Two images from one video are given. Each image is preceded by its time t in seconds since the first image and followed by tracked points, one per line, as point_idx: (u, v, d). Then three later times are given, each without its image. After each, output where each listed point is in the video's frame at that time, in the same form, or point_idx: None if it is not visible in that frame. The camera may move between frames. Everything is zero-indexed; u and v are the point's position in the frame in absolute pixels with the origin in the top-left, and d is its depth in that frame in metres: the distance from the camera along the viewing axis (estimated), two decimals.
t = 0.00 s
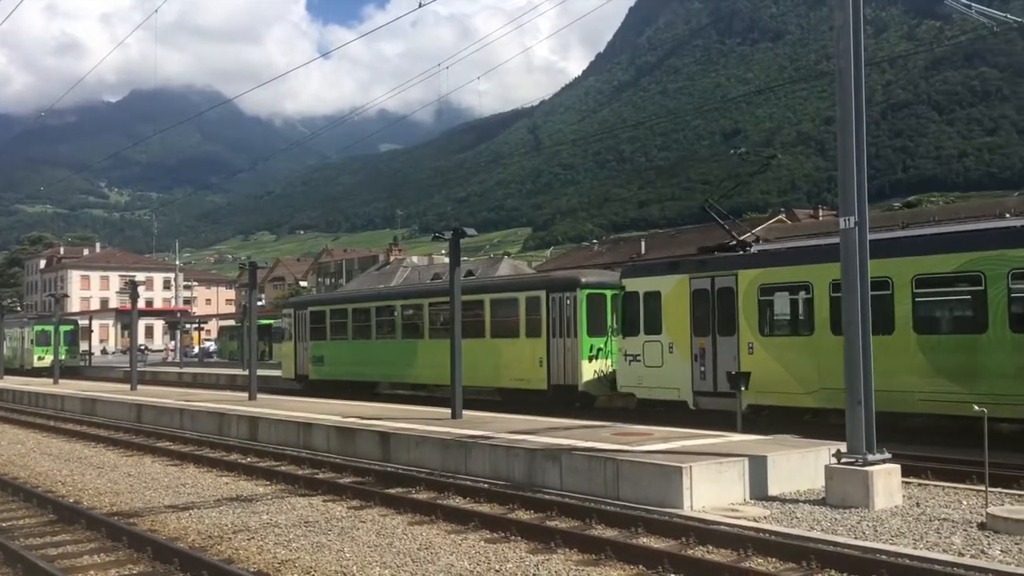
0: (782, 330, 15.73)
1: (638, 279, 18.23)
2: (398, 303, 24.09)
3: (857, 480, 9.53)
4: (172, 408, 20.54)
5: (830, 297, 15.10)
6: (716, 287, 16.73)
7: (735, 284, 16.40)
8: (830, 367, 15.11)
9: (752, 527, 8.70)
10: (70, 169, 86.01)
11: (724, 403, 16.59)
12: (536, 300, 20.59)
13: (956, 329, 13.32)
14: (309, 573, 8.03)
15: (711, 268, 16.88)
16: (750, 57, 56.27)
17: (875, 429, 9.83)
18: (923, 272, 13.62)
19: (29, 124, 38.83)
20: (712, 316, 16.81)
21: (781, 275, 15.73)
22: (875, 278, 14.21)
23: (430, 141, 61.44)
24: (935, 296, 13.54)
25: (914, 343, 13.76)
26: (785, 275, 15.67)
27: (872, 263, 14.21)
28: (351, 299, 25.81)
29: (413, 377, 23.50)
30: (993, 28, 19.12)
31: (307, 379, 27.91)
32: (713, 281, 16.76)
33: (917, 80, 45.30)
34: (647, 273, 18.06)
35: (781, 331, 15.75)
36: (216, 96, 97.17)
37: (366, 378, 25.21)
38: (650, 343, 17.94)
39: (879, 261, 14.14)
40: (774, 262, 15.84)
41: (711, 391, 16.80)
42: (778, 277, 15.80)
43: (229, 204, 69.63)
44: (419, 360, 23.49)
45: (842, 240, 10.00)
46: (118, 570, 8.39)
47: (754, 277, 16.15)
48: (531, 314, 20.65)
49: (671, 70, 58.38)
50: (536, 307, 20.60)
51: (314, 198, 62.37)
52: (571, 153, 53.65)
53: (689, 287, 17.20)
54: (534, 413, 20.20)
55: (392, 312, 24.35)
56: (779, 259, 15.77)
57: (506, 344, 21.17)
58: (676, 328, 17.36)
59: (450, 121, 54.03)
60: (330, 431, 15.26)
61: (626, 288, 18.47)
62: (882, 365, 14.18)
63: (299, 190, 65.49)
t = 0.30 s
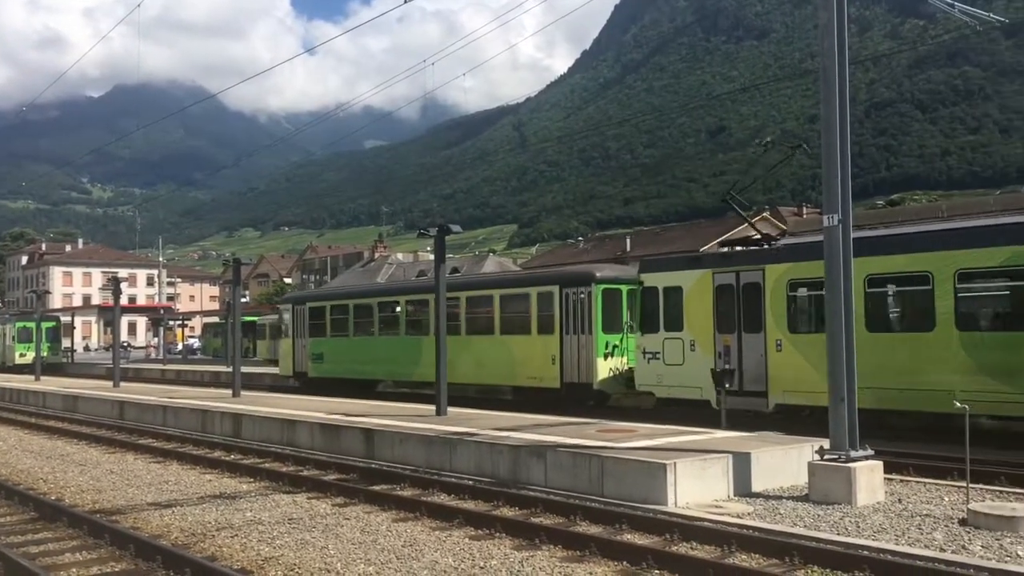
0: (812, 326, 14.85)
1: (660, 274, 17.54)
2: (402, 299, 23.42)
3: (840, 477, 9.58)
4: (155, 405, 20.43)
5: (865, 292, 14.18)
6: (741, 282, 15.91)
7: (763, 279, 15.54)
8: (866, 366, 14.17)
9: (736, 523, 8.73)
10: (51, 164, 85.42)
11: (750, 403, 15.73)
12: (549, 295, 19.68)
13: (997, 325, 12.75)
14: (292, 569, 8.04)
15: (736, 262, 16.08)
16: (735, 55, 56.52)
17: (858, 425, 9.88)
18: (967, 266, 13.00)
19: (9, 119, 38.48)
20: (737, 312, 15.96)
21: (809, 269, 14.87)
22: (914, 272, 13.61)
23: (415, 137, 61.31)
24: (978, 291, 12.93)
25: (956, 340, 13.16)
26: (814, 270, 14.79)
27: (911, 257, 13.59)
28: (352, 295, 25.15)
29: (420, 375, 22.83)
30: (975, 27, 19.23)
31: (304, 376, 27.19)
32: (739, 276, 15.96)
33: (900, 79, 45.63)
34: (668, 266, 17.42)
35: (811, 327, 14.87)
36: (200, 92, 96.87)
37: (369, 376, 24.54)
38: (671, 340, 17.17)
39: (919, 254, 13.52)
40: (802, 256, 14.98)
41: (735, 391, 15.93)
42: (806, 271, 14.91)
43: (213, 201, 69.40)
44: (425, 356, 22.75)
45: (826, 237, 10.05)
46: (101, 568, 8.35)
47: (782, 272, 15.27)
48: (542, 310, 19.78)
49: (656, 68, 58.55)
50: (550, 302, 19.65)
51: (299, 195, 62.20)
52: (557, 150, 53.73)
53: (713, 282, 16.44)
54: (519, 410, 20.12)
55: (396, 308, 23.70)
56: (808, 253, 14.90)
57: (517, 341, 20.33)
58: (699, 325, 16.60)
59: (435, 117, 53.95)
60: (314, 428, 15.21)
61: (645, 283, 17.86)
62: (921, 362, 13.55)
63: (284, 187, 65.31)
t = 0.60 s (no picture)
0: (842, 323, 14.36)
1: (677, 269, 17.06)
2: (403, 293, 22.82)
3: (817, 473, 9.67)
4: (134, 400, 20.33)
5: (898, 287, 13.66)
6: (766, 277, 15.44)
7: (789, 274, 15.08)
8: (895, 364, 13.69)
9: (714, 519, 8.79)
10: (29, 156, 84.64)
11: (774, 402, 15.24)
12: (559, 290, 19.23)
13: None
14: (270, 565, 8.02)
15: (760, 256, 15.62)
16: (717, 53, 56.71)
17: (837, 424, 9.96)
18: (1009, 261, 12.45)
19: None
20: (761, 308, 15.48)
21: (839, 264, 14.36)
22: (952, 267, 13.06)
23: (398, 132, 61.17)
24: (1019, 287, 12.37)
25: (994, 338, 12.59)
26: (846, 264, 14.29)
27: (950, 251, 13.03)
28: (351, 289, 24.57)
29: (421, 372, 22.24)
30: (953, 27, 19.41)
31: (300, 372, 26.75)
32: (763, 271, 15.50)
33: (880, 79, 45.95)
34: (685, 261, 16.96)
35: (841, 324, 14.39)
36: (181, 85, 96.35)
37: (368, 372, 23.94)
38: (689, 336, 16.71)
39: (957, 249, 12.96)
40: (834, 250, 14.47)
41: (759, 390, 15.48)
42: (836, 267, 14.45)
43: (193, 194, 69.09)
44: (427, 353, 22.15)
45: (806, 234, 10.11)
46: (78, 563, 8.30)
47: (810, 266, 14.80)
48: (551, 307, 19.31)
49: (639, 65, 58.63)
50: (560, 297, 19.20)
51: (280, 189, 61.97)
52: (540, 147, 53.74)
53: (736, 277, 15.96)
54: (502, 406, 20.11)
55: (396, 303, 23.09)
56: (840, 248, 14.39)
57: (525, 337, 19.83)
58: (720, 321, 16.13)
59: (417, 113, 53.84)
60: (294, 423, 15.17)
61: (661, 278, 17.40)
62: (956, 362, 13.00)
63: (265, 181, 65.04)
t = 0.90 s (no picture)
0: (868, 321, 13.80)
1: (691, 265, 16.29)
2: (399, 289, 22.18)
3: (789, 470, 9.74)
4: (104, 397, 20.12)
5: (929, 285, 13.10)
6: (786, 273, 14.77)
7: (811, 270, 14.43)
8: (924, 365, 13.18)
9: (688, 517, 8.83)
10: None
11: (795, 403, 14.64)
12: (565, 286, 18.67)
13: None
14: (242, 564, 7.96)
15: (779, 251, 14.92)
16: (693, 53, 56.96)
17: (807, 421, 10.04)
18: None
19: None
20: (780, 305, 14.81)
21: (865, 260, 13.79)
22: (988, 265, 12.54)
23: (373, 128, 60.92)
24: None
25: None
26: (871, 261, 13.71)
27: (986, 248, 12.51)
28: (343, 285, 23.95)
29: (418, 371, 21.67)
30: (925, 31, 19.55)
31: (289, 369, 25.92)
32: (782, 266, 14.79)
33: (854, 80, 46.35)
34: (698, 257, 16.18)
35: (866, 323, 13.84)
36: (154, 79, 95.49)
37: (363, 372, 23.34)
38: (704, 335, 16.03)
39: (995, 246, 12.44)
40: (858, 245, 13.89)
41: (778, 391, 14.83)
42: (862, 263, 13.84)
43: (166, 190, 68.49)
44: (424, 352, 21.53)
45: (779, 233, 10.22)
46: (47, 562, 8.21)
47: (833, 262, 14.16)
48: (557, 303, 18.78)
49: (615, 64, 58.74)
50: (566, 293, 18.64)
51: (255, 185, 61.52)
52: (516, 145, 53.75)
53: (754, 274, 15.27)
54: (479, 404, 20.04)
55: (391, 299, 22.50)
56: (867, 243, 13.79)
57: (528, 335, 19.33)
58: (737, 319, 15.44)
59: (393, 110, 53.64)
60: (267, 421, 15.09)
61: (674, 274, 16.62)
62: (991, 362, 12.52)
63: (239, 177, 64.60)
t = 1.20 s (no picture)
0: (894, 322, 13.60)
1: (705, 263, 16.29)
2: (394, 288, 21.63)
3: (758, 470, 9.82)
4: (71, 397, 19.87)
5: (959, 283, 12.89)
6: (808, 272, 14.58)
7: (834, 270, 14.25)
8: (954, 366, 12.95)
9: (658, 516, 8.87)
10: None
11: (817, 406, 14.37)
12: (571, 285, 18.26)
13: None
14: (209, 564, 7.90)
15: (799, 250, 14.77)
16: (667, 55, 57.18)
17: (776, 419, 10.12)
18: None
19: None
20: (801, 305, 14.60)
21: (891, 258, 13.59)
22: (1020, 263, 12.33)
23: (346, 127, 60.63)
24: None
25: None
26: (898, 259, 13.52)
27: (1018, 246, 12.32)
28: (333, 282, 23.33)
29: (415, 372, 21.14)
30: (892, 34, 19.74)
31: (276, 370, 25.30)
32: (804, 265, 14.63)
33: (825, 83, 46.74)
34: (714, 254, 16.19)
35: (894, 324, 13.60)
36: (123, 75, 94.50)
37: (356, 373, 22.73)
38: (720, 335, 15.95)
39: None
40: (884, 243, 13.70)
41: (798, 393, 14.55)
42: (887, 262, 13.65)
43: (135, 186, 67.79)
44: (420, 352, 21.07)
45: (750, 235, 10.24)
46: (12, 563, 8.10)
47: (857, 261, 13.99)
48: (561, 302, 18.39)
49: (590, 64, 58.81)
50: (571, 291, 18.24)
51: (225, 183, 61.04)
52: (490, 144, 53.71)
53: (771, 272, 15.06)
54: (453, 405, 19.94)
55: (384, 297, 21.93)
56: (894, 241, 13.59)
57: (530, 335, 18.91)
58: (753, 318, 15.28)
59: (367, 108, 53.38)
60: (236, 420, 14.98)
61: (685, 272, 16.55)
62: None
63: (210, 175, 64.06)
